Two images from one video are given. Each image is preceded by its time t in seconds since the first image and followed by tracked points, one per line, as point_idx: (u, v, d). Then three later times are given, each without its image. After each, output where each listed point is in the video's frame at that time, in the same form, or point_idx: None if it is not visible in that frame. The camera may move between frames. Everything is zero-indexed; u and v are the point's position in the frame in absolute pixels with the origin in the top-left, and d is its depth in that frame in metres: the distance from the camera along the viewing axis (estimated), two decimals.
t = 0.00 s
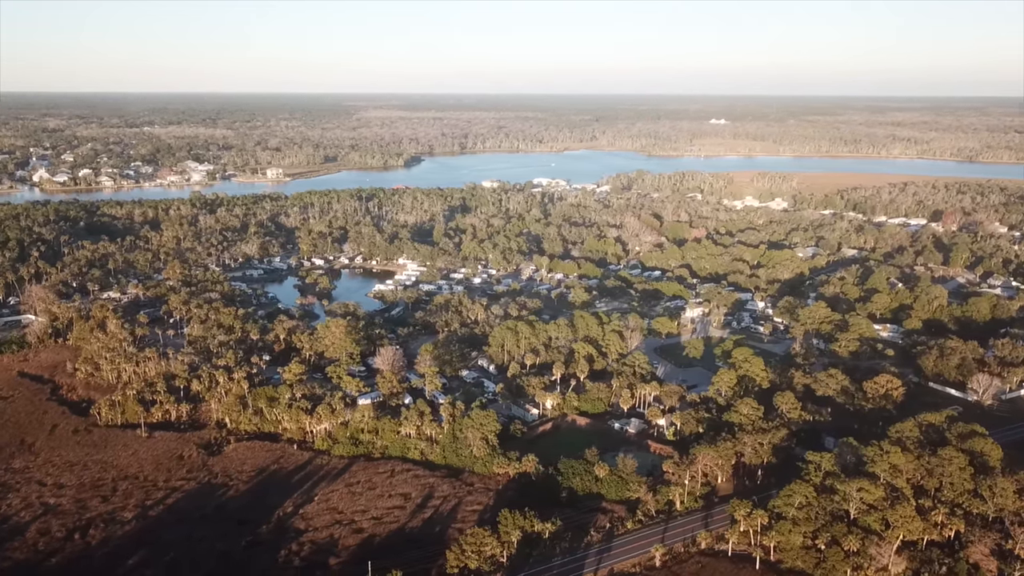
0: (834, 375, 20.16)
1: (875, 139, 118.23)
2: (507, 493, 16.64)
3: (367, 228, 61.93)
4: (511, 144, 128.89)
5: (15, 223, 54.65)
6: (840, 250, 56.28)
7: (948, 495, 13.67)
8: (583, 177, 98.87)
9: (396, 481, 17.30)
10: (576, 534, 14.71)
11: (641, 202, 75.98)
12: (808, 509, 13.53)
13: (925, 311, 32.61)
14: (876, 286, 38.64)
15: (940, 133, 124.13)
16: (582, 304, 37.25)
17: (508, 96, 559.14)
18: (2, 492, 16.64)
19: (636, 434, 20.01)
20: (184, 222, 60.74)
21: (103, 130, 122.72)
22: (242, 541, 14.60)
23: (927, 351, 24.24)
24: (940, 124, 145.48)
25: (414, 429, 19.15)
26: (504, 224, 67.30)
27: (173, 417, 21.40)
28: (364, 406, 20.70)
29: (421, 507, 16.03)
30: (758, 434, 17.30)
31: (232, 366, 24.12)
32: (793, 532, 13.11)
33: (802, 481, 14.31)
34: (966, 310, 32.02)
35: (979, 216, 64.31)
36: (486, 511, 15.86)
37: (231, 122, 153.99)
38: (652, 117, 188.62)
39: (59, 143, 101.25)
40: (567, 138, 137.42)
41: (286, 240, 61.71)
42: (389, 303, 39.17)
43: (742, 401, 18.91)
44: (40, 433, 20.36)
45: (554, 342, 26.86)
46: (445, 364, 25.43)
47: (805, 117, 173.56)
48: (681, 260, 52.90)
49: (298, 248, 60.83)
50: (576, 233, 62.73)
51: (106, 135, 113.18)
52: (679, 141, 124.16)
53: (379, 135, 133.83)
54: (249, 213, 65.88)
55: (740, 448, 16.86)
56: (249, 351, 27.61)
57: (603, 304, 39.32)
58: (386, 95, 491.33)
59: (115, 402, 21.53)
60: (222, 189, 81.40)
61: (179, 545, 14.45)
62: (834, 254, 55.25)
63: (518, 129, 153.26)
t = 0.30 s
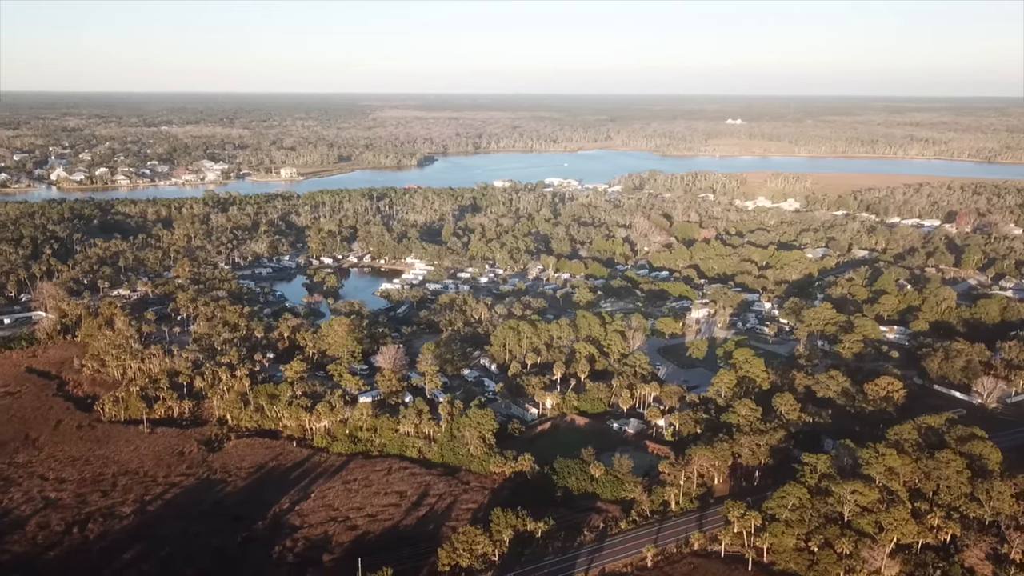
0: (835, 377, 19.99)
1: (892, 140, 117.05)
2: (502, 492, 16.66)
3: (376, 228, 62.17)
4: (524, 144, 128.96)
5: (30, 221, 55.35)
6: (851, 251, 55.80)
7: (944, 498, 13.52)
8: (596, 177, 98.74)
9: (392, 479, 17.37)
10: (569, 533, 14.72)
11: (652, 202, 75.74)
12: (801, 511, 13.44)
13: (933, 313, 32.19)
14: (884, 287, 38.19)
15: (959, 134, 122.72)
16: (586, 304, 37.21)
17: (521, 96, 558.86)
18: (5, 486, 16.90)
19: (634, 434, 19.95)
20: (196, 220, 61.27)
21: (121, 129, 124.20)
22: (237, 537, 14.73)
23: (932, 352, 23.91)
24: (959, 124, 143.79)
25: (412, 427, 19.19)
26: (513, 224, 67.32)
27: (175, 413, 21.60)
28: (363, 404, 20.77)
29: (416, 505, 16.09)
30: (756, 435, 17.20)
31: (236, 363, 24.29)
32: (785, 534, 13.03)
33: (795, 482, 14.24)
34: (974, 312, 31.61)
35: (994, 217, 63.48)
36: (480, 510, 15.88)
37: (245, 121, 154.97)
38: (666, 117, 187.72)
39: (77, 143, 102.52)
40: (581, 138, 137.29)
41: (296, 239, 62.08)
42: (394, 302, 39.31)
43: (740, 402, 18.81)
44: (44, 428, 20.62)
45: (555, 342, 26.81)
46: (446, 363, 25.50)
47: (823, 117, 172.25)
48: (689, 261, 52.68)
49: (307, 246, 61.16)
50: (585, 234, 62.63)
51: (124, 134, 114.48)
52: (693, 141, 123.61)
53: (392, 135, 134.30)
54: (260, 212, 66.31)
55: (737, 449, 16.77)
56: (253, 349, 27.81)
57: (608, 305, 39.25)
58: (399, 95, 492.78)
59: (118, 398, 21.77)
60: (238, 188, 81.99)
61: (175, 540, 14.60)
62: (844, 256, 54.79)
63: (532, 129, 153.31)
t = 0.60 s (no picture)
0: (836, 378, 19.83)
1: (909, 140, 115.71)
2: (498, 490, 16.68)
3: (385, 227, 62.35)
4: (538, 143, 128.92)
5: (45, 218, 56.08)
6: (862, 252, 55.24)
7: (941, 501, 13.41)
8: (607, 176, 98.50)
9: (389, 476, 17.44)
10: (562, 531, 14.72)
11: (663, 202, 75.42)
12: (794, 512, 13.35)
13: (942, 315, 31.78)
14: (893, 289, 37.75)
15: (978, 134, 121.08)
16: (591, 304, 37.15)
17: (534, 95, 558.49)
18: (8, 480, 17.15)
19: (633, 434, 19.89)
20: (208, 218, 61.79)
21: (138, 128, 125.62)
22: (232, 532, 14.86)
23: (938, 354, 23.58)
24: (978, 124, 141.85)
25: (411, 425, 19.25)
26: (522, 223, 67.26)
27: (178, 409, 21.81)
28: (363, 401, 20.84)
29: (411, 502, 16.15)
30: (753, 436, 17.09)
31: (239, 361, 24.49)
32: (778, 535, 12.96)
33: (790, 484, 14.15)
34: (984, 314, 31.17)
35: (1009, 218, 62.53)
36: (475, 507, 15.90)
37: (260, 121, 155.89)
38: (679, 116, 186.85)
39: (95, 141, 103.79)
40: (595, 137, 136.97)
41: (306, 237, 62.43)
42: (400, 300, 39.44)
43: (738, 403, 18.69)
44: (49, 423, 20.89)
45: (557, 341, 26.76)
46: (447, 362, 25.57)
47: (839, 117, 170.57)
48: (697, 261, 52.37)
49: (316, 245, 61.50)
50: (593, 233, 62.48)
51: (142, 133, 115.77)
52: (708, 141, 122.99)
53: (405, 134, 134.70)
54: (271, 211, 66.76)
55: (734, 450, 16.68)
56: (257, 346, 28.01)
57: (614, 304, 39.15)
58: (413, 94, 494.27)
59: (122, 394, 22.00)
60: (252, 186, 82.51)
61: (171, 534, 14.75)
62: (854, 256, 54.25)
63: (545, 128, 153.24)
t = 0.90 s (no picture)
0: (837, 379, 19.70)
1: (927, 139, 114.25)
2: (494, 488, 16.71)
3: (394, 226, 62.56)
4: (552, 143, 128.85)
5: (59, 216, 56.87)
6: (872, 253, 54.68)
7: (938, 503, 13.30)
8: (620, 176, 98.25)
9: (386, 473, 17.54)
10: (556, 530, 14.74)
11: (674, 202, 75.10)
12: (788, 513, 13.28)
13: (950, 316, 31.44)
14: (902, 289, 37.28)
15: (998, 134, 119.35)
16: (597, 303, 37.08)
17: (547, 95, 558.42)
18: (12, 473, 17.43)
19: (632, 433, 19.84)
20: (220, 217, 62.34)
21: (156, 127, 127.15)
22: (229, 527, 15.00)
23: (943, 356, 23.26)
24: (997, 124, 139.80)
25: (410, 422, 19.31)
26: (532, 223, 67.20)
27: (181, 405, 22.03)
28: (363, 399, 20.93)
29: (407, 500, 16.22)
30: (751, 436, 17.00)
31: (243, 358, 24.71)
32: (770, 535, 12.89)
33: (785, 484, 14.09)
34: (993, 316, 30.73)
35: None
36: (470, 505, 15.94)
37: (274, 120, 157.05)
38: (692, 116, 185.75)
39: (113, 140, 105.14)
40: (610, 137, 136.69)
41: (316, 236, 62.80)
42: (406, 298, 39.60)
43: (737, 403, 18.61)
44: (55, 418, 21.19)
45: (559, 340, 26.74)
46: (449, 360, 25.64)
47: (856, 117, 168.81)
48: (706, 261, 52.09)
49: (325, 243, 61.83)
50: (602, 233, 62.35)
51: (160, 132, 117.10)
52: (723, 141, 122.31)
53: (417, 133, 135.03)
54: (282, 209, 67.25)
55: (731, 450, 16.61)
56: (262, 344, 28.23)
57: (620, 304, 39.07)
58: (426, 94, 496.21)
59: (127, 390, 22.25)
60: (266, 185, 83.16)
61: (168, 529, 14.92)
62: (865, 257, 53.70)
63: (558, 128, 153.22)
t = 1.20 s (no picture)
0: (837, 381, 19.56)
1: (945, 140, 112.77)
2: (490, 486, 16.74)
3: (404, 225, 62.75)
4: (566, 142, 128.74)
5: (74, 215, 57.60)
6: (882, 254, 54.09)
7: (933, 506, 13.19)
8: (632, 176, 97.96)
9: (384, 471, 17.62)
10: (549, 529, 14.75)
11: (685, 202, 74.74)
12: (780, 514, 13.22)
13: (958, 318, 31.07)
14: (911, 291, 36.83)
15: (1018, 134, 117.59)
16: (602, 303, 37.03)
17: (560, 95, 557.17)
18: (15, 468, 17.69)
19: (630, 433, 19.80)
20: (232, 216, 62.87)
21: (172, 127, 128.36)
22: (225, 523, 15.14)
23: (948, 358, 22.96)
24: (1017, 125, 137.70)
25: (408, 420, 19.38)
26: (541, 222, 67.15)
27: (184, 402, 22.27)
28: (363, 397, 21.03)
29: (402, 497, 16.30)
30: (748, 436, 16.91)
31: (247, 355, 24.91)
32: (763, 536, 12.82)
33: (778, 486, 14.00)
34: (1003, 318, 30.27)
35: None
36: (465, 504, 15.98)
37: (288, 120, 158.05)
38: (705, 116, 184.66)
39: (131, 139, 106.35)
40: (624, 137, 136.36)
41: (326, 235, 63.16)
42: (412, 297, 39.76)
43: (735, 403, 18.54)
44: (60, 413, 21.48)
45: (561, 340, 26.70)
46: (451, 359, 25.71)
47: (874, 117, 167.01)
48: (714, 261, 51.80)
49: (335, 242, 62.17)
50: (611, 233, 62.18)
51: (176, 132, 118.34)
52: (737, 141, 121.57)
53: (430, 133, 135.29)
54: (294, 208, 67.69)
55: (728, 450, 16.54)
56: (267, 342, 28.45)
57: (626, 304, 38.98)
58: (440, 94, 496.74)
59: (131, 386, 22.49)
60: (280, 184, 83.76)
61: (165, 524, 15.09)
62: (875, 258, 53.13)
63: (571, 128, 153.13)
